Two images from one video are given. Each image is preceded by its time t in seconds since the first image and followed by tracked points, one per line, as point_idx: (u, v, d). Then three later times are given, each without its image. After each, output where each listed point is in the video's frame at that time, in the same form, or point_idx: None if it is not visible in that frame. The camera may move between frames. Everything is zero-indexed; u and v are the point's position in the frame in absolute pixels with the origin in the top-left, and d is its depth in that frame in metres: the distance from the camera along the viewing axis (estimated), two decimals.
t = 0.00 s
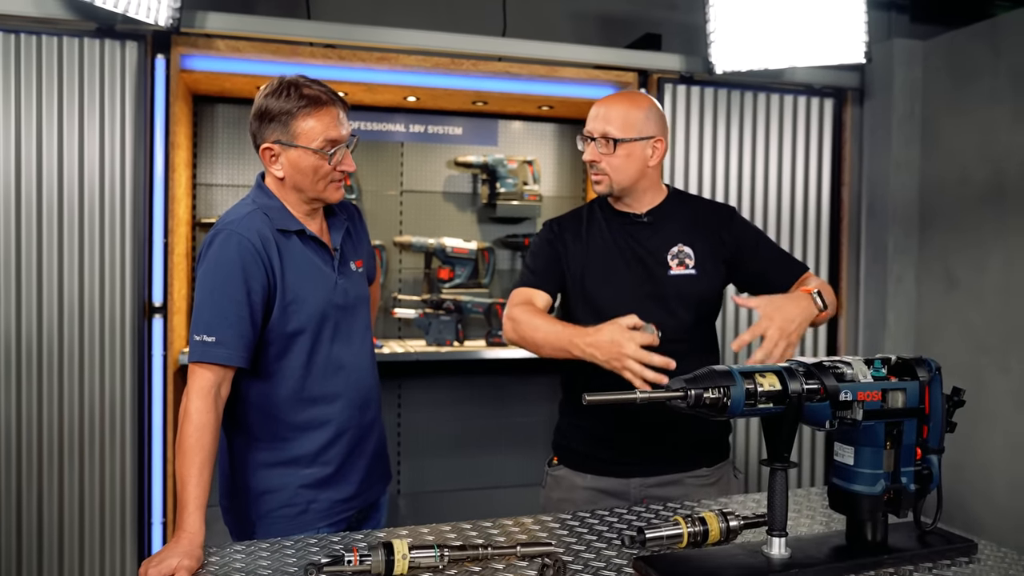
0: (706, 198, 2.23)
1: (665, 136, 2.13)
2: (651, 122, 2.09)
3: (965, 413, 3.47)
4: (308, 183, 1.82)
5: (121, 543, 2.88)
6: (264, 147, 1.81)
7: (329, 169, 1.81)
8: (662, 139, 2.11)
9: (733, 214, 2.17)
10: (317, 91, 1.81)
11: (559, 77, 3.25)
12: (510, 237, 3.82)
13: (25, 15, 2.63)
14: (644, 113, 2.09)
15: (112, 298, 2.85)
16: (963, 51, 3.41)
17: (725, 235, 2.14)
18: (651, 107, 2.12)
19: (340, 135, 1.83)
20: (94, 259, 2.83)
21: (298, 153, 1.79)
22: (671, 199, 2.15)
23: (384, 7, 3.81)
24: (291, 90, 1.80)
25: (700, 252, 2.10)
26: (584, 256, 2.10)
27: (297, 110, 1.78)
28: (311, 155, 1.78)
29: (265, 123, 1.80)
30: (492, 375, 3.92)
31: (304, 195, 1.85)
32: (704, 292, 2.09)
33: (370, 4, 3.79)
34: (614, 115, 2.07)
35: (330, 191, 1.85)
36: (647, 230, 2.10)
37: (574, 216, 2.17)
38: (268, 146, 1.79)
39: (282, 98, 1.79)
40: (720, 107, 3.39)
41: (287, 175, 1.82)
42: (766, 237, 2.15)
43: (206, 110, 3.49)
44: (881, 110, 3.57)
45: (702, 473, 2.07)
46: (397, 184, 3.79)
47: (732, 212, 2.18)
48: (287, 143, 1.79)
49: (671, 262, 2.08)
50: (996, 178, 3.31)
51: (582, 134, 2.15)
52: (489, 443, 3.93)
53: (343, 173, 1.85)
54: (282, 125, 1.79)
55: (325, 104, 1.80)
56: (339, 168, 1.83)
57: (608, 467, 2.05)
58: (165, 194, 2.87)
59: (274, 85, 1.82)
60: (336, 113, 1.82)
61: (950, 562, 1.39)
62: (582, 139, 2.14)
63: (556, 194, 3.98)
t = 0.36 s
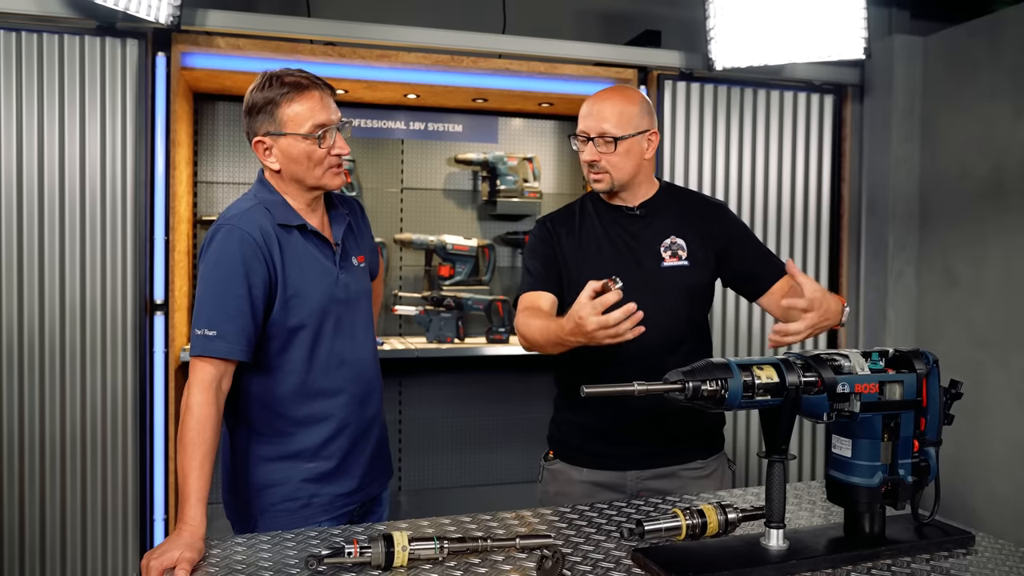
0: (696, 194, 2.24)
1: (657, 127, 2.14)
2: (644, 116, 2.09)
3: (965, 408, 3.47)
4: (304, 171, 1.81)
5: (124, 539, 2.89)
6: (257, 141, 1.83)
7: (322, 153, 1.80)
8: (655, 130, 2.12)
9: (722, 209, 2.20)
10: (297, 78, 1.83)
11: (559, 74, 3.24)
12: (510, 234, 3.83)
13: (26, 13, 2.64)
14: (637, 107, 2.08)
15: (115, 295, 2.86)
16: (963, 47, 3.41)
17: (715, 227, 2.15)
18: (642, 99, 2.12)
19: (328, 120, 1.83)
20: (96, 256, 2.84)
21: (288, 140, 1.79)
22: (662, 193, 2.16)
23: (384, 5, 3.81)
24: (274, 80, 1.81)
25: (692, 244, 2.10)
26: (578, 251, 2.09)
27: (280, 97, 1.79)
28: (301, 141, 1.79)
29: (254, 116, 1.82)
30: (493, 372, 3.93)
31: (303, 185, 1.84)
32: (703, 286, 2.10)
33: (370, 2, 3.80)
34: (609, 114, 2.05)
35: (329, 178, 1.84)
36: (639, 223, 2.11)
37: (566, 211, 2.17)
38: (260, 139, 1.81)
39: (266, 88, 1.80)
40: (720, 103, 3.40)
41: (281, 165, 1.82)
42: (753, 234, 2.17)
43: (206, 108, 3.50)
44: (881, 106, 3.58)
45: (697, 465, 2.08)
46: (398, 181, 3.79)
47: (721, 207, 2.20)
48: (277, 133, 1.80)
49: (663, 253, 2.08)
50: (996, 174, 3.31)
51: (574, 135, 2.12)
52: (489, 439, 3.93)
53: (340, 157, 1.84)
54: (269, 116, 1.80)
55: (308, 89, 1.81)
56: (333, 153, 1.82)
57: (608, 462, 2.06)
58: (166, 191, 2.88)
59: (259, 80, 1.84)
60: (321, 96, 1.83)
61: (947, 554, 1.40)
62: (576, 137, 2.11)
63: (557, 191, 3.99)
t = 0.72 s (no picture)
0: (692, 188, 2.23)
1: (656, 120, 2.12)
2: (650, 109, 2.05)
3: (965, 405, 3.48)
4: (296, 170, 1.81)
5: (125, 536, 2.89)
6: (253, 136, 1.83)
7: (316, 154, 1.79)
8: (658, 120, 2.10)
9: (718, 203, 2.20)
10: (299, 76, 1.82)
11: (559, 70, 3.25)
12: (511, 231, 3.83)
13: (26, 11, 2.64)
14: (645, 100, 2.03)
15: (116, 293, 2.86)
16: (963, 44, 3.41)
17: (709, 220, 2.16)
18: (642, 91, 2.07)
19: (327, 122, 1.81)
20: (97, 254, 2.84)
21: (283, 139, 1.79)
22: (656, 184, 2.16)
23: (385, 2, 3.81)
24: (276, 77, 1.81)
25: (687, 238, 2.10)
26: (571, 245, 2.10)
27: (279, 95, 1.79)
28: (295, 141, 1.78)
29: (252, 112, 1.82)
30: (493, 369, 3.93)
31: (296, 183, 1.84)
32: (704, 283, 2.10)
33: None
34: (629, 111, 1.97)
35: (321, 180, 1.83)
36: (634, 217, 2.10)
37: (560, 206, 2.18)
38: (256, 134, 1.81)
39: (267, 84, 1.80)
40: (721, 101, 3.40)
41: (275, 162, 1.82)
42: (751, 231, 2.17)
43: (206, 105, 3.50)
44: (882, 104, 3.57)
45: (694, 461, 2.08)
46: (398, 179, 3.79)
47: (717, 201, 2.20)
48: (272, 129, 1.79)
49: (659, 248, 2.07)
50: (996, 170, 3.30)
51: (589, 133, 2.01)
52: (490, 437, 3.94)
53: (335, 159, 1.83)
54: (266, 112, 1.80)
55: (308, 89, 1.80)
56: (327, 155, 1.81)
57: (609, 458, 2.05)
58: (166, 189, 2.88)
59: (262, 75, 1.83)
60: (323, 99, 1.82)
61: (949, 549, 1.40)
62: (592, 136, 2.00)
63: (557, 189, 3.98)
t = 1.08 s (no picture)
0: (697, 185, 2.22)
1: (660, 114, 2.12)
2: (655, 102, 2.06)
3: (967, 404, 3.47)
4: (302, 167, 1.80)
5: (128, 534, 2.89)
6: (258, 133, 1.82)
7: (323, 152, 1.79)
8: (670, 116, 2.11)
9: (722, 198, 2.18)
10: (307, 73, 1.80)
11: (562, 69, 3.26)
12: (513, 230, 3.83)
13: (29, 9, 2.63)
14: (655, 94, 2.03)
15: (118, 291, 2.86)
16: (965, 42, 3.40)
17: (714, 216, 2.14)
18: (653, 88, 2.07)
19: (333, 119, 1.80)
20: (100, 252, 2.84)
21: (290, 136, 1.78)
22: (662, 183, 2.15)
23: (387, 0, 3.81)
24: (283, 74, 1.79)
25: (692, 236, 2.09)
26: (574, 240, 2.10)
27: (286, 92, 1.78)
28: (302, 138, 1.77)
29: (259, 108, 1.81)
30: (495, 368, 3.92)
31: (302, 180, 1.83)
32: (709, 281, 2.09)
33: None
34: (641, 104, 1.97)
35: (328, 176, 1.83)
36: (638, 212, 2.10)
37: (564, 201, 2.19)
38: (262, 131, 1.80)
39: (274, 81, 1.79)
40: (723, 99, 3.40)
41: (281, 159, 1.81)
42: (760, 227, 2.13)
43: (209, 103, 3.50)
44: (885, 102, 3.57)
45: (697, 460, 2.07)
46: (400, 177, 3.79)
47: (720, 196, 2.19)
48: (278, 126, 1.78)
49: (662, 243, 2.06)
50: (999, 168, 3.29)
51: (599, 125, 2.01)
52: (492, 435, 3.93)
53: (341, 158, 1.82)
54: (273, 109, 1.79)
55: (316, 86, 1.79)
56: (333, 152, 1.80)
57: (613, 456, 2.05)
58: (169, 186, 2.88)
59: (268, 71, 1.81)
60: (329, 96, 1.80)
61: (956, 546, 1.39)
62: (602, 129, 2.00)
63: (560, 186, 3.98)
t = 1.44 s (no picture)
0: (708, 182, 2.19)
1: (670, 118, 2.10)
2: (657, 103, 2.06)
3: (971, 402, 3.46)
4: (314, 167, 1.80)
5: (131, 532, 2.89)
6: (270, 134, 1.80)
7: (334, 151, 1.80)
8: (668, 120, 2.08)
9: (735, 194, 2.14)
10: (315, 72, 1.80)
11: (565, 67, 3.24)
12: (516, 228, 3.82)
13: (31, 7, 2.63)
14: (649, 96, 2.05)
15: (121, 289, 2.86)
16: (969, 39, 3.39)
17: (724, 215, 2.09)
18: (656, 89, 2.08)
19: (343, 117, 1.82)
20: (103, 250, 2.84)
21: (303, 136, 1.77)
22: (672, 180, 2.13)
23: None
24: (291, 74, 1.78)
25: (699, 236, 2.06)
26: (581, 237, 2.11)
27: (298, 92, 1.77)
28: (316, 138, 1.77)
29: (268, 109, 1.79)
30: (497, 366, 3.92)
31: (312, 178, 1.83)
32: (715, 279, 2.08)
33: None
34: (619, 101, 2.03)
35: (337, 173, 1.83)
36: (646, 211, 2.09)
37: (574, 198, 2.20)
38: (273, 132, 1.79)
39: (283, 81, 1.78)
40: (726, 97, 3.40)
41: (293, 159, 1.80)
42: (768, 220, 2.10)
43: (211, 101, 3.50)
44: (888, 100, 3.56)
45: (697, 460, 2.05)
46: (402, 175, 3.78)
47: (734, 193, 2.14)
48: (291, 127, 1.78)
49: (669, 242, 2.04)
50: (1003, 166, 3.28)
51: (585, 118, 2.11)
52: (494, 434, 3.93)
53: (350, 154, 1.85)
54: (284, 110, 1.78)
55: (326, 85, 1.79)
56: (345, 150, 1.82)
57: (617, 454, 2.05)
58: (172, 184, 2.88)
59: (273, 70, 1.80)
60: (338, 94, 1.81)
61: (961, 544, 1.39)
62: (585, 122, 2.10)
63: (562, 184, 3.97)
